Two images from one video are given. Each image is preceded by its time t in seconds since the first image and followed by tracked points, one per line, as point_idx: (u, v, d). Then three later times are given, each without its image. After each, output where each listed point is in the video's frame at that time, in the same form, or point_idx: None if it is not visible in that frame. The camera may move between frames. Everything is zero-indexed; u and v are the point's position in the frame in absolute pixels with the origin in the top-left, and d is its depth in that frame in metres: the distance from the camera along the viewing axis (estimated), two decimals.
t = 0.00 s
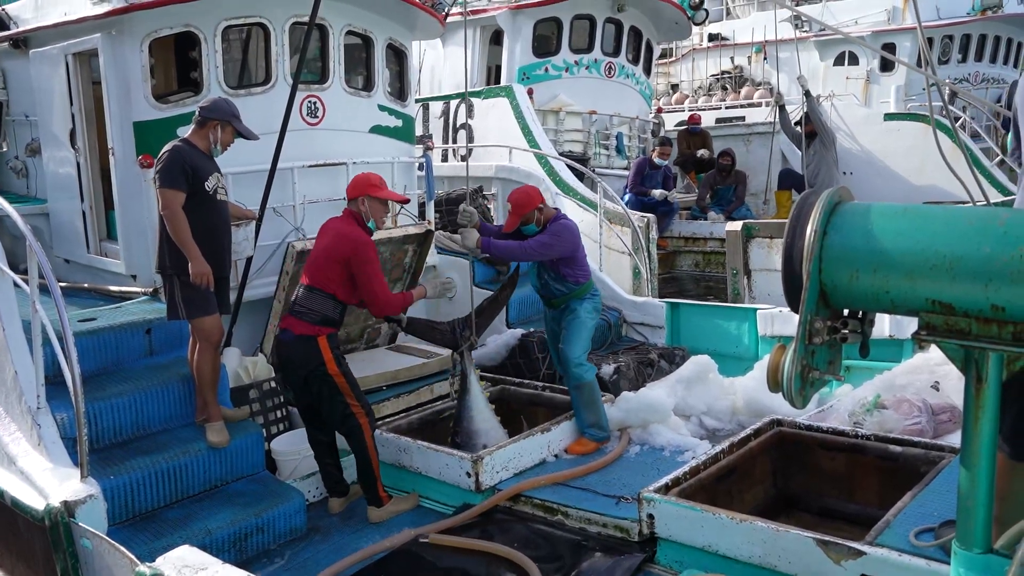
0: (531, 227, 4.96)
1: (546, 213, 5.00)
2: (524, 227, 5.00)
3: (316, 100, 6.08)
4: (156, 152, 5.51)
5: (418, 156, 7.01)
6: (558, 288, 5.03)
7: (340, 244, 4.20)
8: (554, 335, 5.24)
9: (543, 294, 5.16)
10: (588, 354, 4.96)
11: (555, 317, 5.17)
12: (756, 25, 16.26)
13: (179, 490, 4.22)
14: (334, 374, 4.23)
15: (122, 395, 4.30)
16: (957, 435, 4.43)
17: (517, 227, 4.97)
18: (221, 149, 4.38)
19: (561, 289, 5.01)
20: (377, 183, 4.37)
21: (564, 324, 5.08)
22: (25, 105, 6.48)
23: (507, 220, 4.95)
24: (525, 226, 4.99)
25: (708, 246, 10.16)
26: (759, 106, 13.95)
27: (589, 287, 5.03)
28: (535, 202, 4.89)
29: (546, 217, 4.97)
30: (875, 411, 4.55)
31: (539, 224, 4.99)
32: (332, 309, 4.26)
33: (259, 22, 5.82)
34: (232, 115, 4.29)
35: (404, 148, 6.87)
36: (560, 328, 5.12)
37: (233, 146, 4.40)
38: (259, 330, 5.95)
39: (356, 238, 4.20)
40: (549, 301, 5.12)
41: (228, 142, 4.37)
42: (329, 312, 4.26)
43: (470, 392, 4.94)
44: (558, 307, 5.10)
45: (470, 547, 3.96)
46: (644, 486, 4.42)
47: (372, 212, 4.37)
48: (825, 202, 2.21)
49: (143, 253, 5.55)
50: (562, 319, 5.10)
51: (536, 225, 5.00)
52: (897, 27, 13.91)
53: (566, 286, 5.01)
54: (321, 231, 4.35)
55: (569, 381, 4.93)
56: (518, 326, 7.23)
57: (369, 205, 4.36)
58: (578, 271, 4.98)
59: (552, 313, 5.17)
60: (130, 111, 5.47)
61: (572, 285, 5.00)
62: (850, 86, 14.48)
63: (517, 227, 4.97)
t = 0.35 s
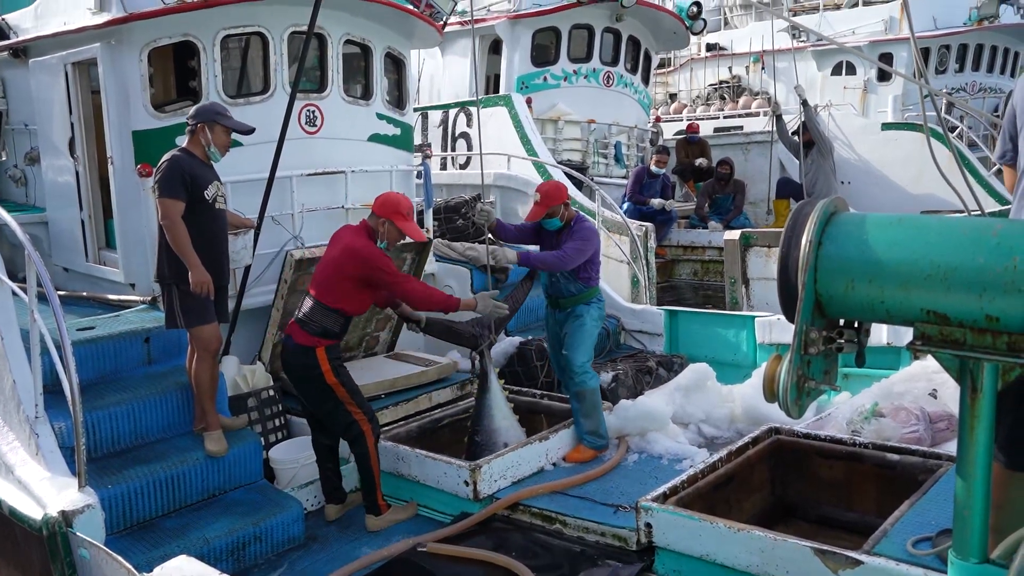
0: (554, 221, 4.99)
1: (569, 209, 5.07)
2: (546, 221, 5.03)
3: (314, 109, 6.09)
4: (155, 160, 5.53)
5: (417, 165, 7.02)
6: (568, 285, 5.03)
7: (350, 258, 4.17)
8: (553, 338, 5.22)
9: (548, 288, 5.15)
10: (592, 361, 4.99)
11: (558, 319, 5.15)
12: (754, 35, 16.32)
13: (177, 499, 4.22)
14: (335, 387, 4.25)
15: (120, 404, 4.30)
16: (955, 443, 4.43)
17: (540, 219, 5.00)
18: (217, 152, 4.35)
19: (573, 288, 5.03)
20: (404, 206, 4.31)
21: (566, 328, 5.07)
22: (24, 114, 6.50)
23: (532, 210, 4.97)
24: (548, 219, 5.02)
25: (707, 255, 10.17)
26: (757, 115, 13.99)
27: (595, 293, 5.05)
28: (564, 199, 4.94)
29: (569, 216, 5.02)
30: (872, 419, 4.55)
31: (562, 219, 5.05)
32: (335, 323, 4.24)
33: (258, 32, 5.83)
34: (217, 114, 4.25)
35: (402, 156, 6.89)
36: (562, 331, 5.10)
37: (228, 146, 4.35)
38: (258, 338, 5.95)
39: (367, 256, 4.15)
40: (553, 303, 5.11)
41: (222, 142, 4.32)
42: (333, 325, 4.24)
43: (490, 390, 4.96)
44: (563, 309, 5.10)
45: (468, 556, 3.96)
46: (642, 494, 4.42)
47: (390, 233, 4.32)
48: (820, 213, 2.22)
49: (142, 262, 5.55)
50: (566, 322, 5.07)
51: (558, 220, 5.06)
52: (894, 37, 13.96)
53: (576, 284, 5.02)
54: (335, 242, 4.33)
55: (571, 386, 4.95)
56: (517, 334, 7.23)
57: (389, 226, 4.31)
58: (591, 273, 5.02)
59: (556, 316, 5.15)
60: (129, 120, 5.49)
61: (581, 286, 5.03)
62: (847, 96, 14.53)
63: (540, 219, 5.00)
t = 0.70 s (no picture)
0: (564, 233, 4.96)
1: (574, 217, 5.05)
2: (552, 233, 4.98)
3: (314, 116, 6.11)
4: (155, 168, 5.54)
5: (417, 171, 7.04)
6: (574, 289, 5.01)
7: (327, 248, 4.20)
8: (557, 340, 5.23)
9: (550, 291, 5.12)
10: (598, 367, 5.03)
11: (560, 322, 5.14)
12: (753, 43, 16.37)
13: (177, 506, 4.22)
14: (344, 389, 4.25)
15: (120, 411, 4.31)
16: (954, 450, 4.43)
17: (550, 232, 4.95)
18: (214, 157, 4.35)
19: (580, 290, 5.02)
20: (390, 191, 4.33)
21: (571, 330, 5.08)
22: (25, 121, 6.52)
23: (539, 226, 4.89)
24: (557, 231, 4.98)
25: (706, 262, 10.19)
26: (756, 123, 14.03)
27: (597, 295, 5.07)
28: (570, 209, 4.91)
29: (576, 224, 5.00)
30: (871, 426, 4.56)
31: (569, 229, 5.02)
32: (345, 319, 4.28)
33: (259, 39, 5.85)
34: (206, 118, 4.25)
35: (402, 163, 6.90)
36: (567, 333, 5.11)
37: (223, 150, 4.35)
38: (258, 345, 5.96)
39: (358, 248, 4.14)
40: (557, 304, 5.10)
41: (217, 147, 4.32)
42: (343, 322, 4.29)
43: (497, 390, 4.97)
44: (566, 310, 5.08)
45: (468, 563, 3.96)
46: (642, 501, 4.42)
47: (379, 221, 4.34)
48: (818, 221, 2.23)
49: (142, 270, 5.56)
50: (572, 324, 5.08)
51: (565, 229, 5.04)
52: (893, 45, 14.00)
53: (584, 289, 5.02)
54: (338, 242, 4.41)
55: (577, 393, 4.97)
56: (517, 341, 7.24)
57: (378, 214, 4.32)
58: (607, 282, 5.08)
59: (558, 318, 5.14)
60: (129, 127, 5.51)
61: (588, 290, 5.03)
62: (846, 104, 14.56)
63: (550, 232, 4.95)
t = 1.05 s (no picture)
0: (574, 234, 5.14)
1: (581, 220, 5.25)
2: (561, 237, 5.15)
3: (318, 114, 6.12)
4: (160, 167, 5.56)
5: (420, 169, 7.04)
6: (582, 289, 5.16)
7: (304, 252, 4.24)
8: (564, 345, 5.39)
9: (558, 292, 5.24)
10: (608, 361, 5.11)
11: (565, 323, 5.29)
12: (757, 43, 16.35)
13: (182, 504, 4.24)
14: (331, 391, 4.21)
15: (125, 409, 4.33)
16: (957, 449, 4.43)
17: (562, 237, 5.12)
18: (216, 157, 4.35)
19: (589, 290, 5.17)
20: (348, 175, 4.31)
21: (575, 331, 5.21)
22: (30, 120, 6.54)
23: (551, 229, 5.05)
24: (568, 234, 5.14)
25: (709, 260, 10.19)
26: (760, 123, 14.04)
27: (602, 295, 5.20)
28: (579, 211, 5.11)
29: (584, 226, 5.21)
30: (874, 425, 4.55)
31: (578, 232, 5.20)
32: (333, 315, 4.23)
33: (263, 38, 5.86)
34: (209, 118, 4.24)
35: (405, 161, 6.91)
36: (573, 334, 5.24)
37: (225, 150, 4.36)
38: (262, 343, 5.97)
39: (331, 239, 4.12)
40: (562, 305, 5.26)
41: (219, 146, 4.33)
42: (331, 317, 4.24)
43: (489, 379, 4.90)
44: (574, 310, 5.21)
45: (471, 561, 3.97)
46: (645, 500, 4.43)
47: (350, 207, 4.29)
48: (822, 221, 2.23)
49: (146, 269, 5.58)
50: (578, 323, 5.21)
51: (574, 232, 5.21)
52: (897, 44, 13.99)
53: (592, 288, 5.17)
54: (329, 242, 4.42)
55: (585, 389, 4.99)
56: (520, 339, 7.25)
57: (345, 199, 4.28)
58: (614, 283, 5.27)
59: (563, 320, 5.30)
60: (134, 126, 5.52)
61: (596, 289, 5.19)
62: (850, 103, 14.55)
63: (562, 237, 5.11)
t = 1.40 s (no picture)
0: (584, 252, 5.03)
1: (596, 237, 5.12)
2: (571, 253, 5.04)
3: (320, 118, 6.13)
4: (162, 169, 5.57)
5: (422, 172, 7.05)
6: (591, 308, 5.16)
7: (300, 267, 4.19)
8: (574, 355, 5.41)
9: (569, 310, 5.26)
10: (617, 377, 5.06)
11: (578, 336, 5.30)
12: (758, 47, 16.38)
13: (183, 506, 4.24)
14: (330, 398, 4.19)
15: (127, 412, 4.34)
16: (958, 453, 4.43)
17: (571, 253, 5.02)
18: (222, 163, 4.36)
19: (597, 307, 5.16)
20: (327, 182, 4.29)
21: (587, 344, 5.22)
22: (33, 122, 6.55)
23: (562, 245, 4.95)
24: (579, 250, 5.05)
25: (711, 264, 10.19)
26: (762, 127, 14.05)
27: (613, 309, 5.19)
28: (593, 229, 4.99)
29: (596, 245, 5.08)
30: (876, 428, 4.55)
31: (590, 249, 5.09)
32: (339, 327, 4.23)
33: (265, 41, 5.88)
34: (224, 126, 4.27)
35: (407, 164, 6.91)
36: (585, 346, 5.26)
37: (231, 158, 4.37)
38: (264, 346, 5.98)
39: (326, 248, 4.11)
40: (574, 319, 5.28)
41: (226, 154, 4.34)
42: (337, 330, 4.24)
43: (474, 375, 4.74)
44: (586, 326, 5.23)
45: (472, 564, 3.97)
46: (646, 503, 4.43)
47: (338, 212, 4.28)
48: (823, 226, 2.24)
49: (148, 271, 5.59)
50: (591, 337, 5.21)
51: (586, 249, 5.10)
52: (898, 49, 14.00)
53: (601, 307, 5.15)
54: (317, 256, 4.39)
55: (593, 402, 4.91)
56: (521, 342, 7.24)
57: (331, 207, 4.27)
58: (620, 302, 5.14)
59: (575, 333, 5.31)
60: (136, 129, 5.53)
61: (604, 307, 5.17)
62: (851, 108, 14.57)
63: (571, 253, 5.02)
